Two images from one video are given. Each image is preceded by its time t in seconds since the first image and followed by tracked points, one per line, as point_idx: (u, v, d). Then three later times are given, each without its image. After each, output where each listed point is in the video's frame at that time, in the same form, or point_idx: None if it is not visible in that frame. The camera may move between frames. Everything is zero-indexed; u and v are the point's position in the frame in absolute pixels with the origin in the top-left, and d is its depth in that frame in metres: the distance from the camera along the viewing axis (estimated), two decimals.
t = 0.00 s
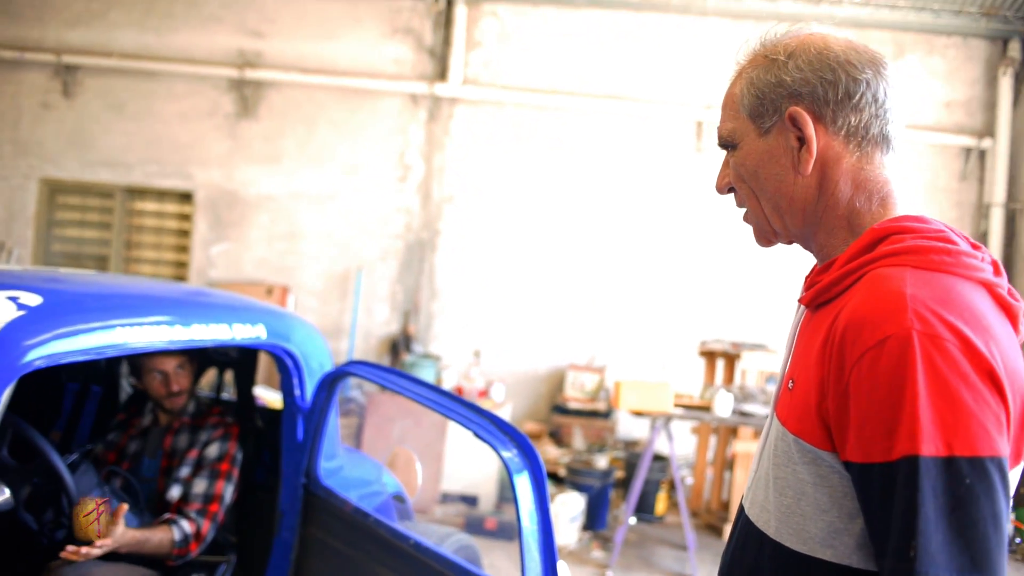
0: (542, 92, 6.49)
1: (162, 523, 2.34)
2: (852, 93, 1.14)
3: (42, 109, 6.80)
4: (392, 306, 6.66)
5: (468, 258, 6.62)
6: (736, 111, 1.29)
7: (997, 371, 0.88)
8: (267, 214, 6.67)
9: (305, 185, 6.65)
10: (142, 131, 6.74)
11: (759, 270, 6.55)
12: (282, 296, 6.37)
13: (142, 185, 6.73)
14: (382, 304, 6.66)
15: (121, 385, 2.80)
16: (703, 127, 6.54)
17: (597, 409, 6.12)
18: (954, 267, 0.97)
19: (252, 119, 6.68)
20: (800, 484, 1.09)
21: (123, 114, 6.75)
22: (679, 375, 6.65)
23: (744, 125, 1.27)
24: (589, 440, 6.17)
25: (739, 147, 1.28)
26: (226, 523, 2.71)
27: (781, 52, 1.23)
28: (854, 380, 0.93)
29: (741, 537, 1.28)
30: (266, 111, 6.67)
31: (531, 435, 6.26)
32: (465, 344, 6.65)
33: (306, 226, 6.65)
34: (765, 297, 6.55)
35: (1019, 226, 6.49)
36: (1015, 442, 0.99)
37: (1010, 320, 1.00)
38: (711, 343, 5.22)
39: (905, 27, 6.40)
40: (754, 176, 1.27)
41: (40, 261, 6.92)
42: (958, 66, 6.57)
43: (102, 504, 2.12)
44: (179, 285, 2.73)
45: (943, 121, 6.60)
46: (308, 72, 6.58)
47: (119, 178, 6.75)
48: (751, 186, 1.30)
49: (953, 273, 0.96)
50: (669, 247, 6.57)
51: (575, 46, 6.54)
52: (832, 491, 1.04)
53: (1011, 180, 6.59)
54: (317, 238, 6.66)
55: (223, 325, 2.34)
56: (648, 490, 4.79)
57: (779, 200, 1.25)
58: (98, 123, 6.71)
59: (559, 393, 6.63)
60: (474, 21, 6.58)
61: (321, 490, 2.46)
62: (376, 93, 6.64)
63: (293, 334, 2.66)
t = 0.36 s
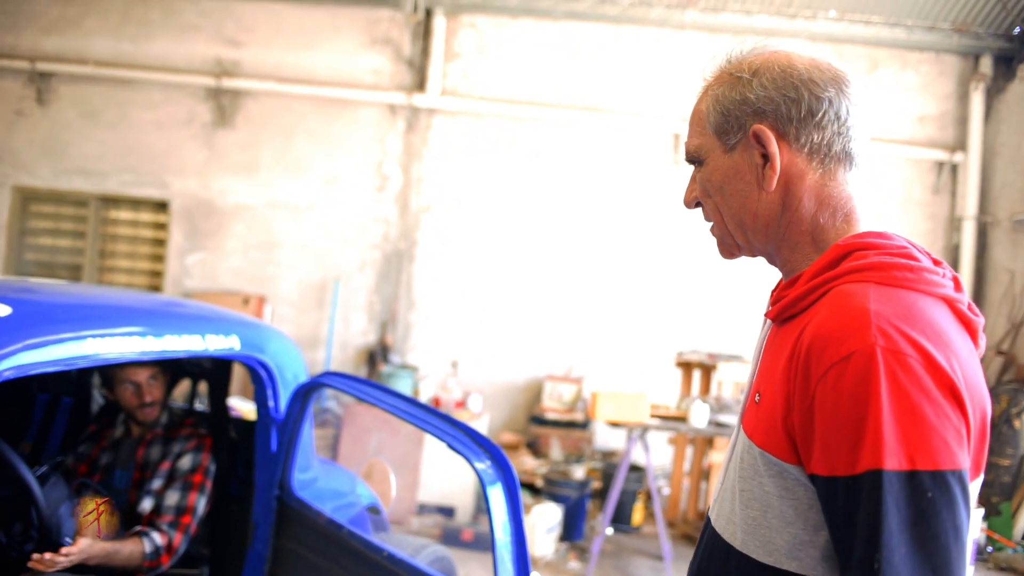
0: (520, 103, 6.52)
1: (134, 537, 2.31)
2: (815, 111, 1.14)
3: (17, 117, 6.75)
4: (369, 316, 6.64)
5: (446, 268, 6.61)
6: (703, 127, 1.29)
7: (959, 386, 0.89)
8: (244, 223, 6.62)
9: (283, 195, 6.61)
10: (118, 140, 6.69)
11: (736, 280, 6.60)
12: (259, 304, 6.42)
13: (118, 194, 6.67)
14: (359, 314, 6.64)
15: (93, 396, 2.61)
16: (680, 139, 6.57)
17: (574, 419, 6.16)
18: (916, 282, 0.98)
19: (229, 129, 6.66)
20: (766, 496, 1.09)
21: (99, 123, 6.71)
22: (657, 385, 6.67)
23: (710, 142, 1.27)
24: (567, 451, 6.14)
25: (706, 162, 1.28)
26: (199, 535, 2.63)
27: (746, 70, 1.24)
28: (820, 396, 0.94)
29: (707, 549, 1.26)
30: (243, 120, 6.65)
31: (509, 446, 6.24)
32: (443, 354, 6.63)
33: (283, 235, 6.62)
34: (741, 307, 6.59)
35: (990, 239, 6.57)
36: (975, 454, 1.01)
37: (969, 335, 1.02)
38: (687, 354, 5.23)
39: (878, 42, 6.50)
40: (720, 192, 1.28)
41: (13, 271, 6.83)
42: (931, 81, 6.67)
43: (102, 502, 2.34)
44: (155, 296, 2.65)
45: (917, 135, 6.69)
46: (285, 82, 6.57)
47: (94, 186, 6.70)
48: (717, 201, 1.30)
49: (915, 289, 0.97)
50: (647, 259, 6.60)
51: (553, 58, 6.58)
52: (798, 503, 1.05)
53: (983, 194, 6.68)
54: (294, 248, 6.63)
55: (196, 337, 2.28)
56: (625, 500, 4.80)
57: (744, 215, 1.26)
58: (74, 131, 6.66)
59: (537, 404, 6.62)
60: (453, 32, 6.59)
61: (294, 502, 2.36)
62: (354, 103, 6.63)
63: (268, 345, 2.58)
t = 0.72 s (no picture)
0: (488, 113, 6.54)
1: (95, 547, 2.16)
2: (772, 121, 1.20)
3: None
4: (336, 327, 6.62)
5: (414, 277, 6.60)
6: (664, 138, 1.35)
7: (913, 392, 0.95)
8: (210, 234, 6.62)
9: (250, 205, 6.60)
10: (83, 149, 6.65)
11: (706, 289, 6.63)
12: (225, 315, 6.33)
13: (83, 204, 6.65)
14: (326, 325, 6.62)
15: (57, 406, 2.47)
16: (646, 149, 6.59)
17: (541, 430, 6.07)
18: (873, 291, 1.05)
19: (196, 138, 6.64)
20: (728, 505, 1.17)
21: (65, 131, 6.68)
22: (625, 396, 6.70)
23: (671, 151, 1.33)
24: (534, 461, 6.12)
25: (667, 172, 1.33)
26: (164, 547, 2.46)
27: (706, 81, 1.29)
28: (780, 400, 1.00)
29: (666, 559, 1.35)
30: (210, 131, 6.63)
31: (476, 456, 6.21)
32: (409, 365, 6.62)
33: (250, 245, 6.61)
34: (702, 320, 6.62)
35: (955, 249, 6.61)
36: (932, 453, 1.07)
37: (924, 341, 1.08)
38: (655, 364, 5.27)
39: (843, 54, 6.57)
40: (683, 200, 1.33)
41: None
42: (897, 92, 6.73)
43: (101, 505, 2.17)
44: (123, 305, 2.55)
45: (883, 146, 6.76)
46: (252, 92, 6.55)
47: (59, 196, 6.66)
48: (679, 209, 1.35)
49: (871, 297, 1.04)
50: (612, 273, 6.61)
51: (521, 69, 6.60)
52: (757, 510, 1.13)
53: (947, 205, 6.72)
54: (261, 257, 6.61)
55: (161, 346, 2.22)
56: (592, 510, 4.82)
57: (706, 223, 1.31)
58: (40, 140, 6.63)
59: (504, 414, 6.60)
60: (421, 42, 6.59)
61: (260, 513, 2.29)
62: (323, 113, 6.63)
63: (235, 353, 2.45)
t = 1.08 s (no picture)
0: (509, 104, 6.52)
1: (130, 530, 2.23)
2: (809, 97, 1.15)
3: (9, 120, 6.80)
4: (360, 317, 6.63)
5: (439, 267, 6.61)
6: (698, 118, 1.31)
7: (961, 369, 0.91)
8: (234, 225, 6.63)
9: (273, 196, 6.62)
10: (109, 142, 6.71)
11: (730, 278, 6.59)
12: (251, 306, 6.37)
13: (110, 197, 6.71)
14: (351, 315, 6.63)
15: (91, 394, 2.53)
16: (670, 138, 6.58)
17: (566, 419, 6.19)
18: (915, 267, 1.00)
19: (219, 131, 6.67)
20: (767, 485, 1.11)
21: (90, 125, 6.73)
22: (649, 385, 6.68)
23: (704, 132, 1.29)
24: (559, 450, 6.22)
25: (700, 152, 1.29)
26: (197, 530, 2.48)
27: (740, 58, 1.25)
28: (821, 379, 0.95)
29: (705, 541, 1.29)
30: (233, 123, 6.66)
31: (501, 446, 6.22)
32: (434, 355, 6.63)
33: (273, 237, 6.64)
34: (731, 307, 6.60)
35: (985, 237, 6.56)
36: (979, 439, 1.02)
37: (969, 321, 1.03)
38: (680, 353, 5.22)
39: (869, 40, 6.49)
40: (717, 181, 1.29)
41: (6, 273, 6.87)
42: (923, 79, 6.65)
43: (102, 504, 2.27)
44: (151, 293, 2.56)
45: (909, 134, 6.67)
46: (274, 84, 6.58)
47: (85, 189, 6.72)
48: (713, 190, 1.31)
49: (914, 273, 0.99)
50: (640, 256, 6.60)
51: (542, 58, 6.58)
52: (799, 490, 1.07)
53: (977, 193, 6.67)
54: (285, 249, 6.63)
55: (192, 334, 2.24)
56: (618, 500, 4.80)
57: (740, 204, 1.27)
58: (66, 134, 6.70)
59: (528, 405, 6.61)
60: (442, 33, 6.60)
61: (292, 497, 2.33)
62: (344, 105, 6.65)
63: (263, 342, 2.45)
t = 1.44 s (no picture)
0: (556, 87, 6.49)
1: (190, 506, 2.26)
2: (881, 62, 1.10)
3: (65, 110, 6.93)
4: (408, 302, 6.71)
5: (486, 251, 6.65)
6: (764, 88, 1.26)
7: None
8: (285, 211, 6.71)
9: (322, 182, 6.69)
10: (162, 130, 6.84)
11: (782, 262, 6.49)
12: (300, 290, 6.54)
13: (163, 184, 6.83)
14: (398, 300, 6.71)
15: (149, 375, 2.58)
16: (720, 120, 6.48)
17: (615, 405, 6.13)
18: (1001, 233, 0.93)
19: (269, 118, 6.74)
20: (845, 461, 1.05)
21: (144, 114, 6.87)
22: (698, 370, 6.65)
23: (772, 102, 1.23)
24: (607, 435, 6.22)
25: (768, 123, 1.24)
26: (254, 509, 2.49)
27: (806, 26, 1.20)
28: (901, 351, 0.89)
29: (779, 516, 1.24)
30: (282, 109, 6.72)
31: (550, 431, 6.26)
32: (482, 339, 6.68)
33: (322, 225, 6.67)
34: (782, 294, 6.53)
35: None
36: None
37: None
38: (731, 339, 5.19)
39: (927, 17, 6.33)
40: (785, 153, 1.24)
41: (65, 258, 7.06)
42: (981, 58, 6.48)
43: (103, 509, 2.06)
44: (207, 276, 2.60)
45: (967, 113, 6.50)
46: (323, 70, 6.63)
47: (140, 177, 6.87)
48: (781, 162, 1.26)
49: (1000, 239, 0.92)
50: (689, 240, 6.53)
51: (591, 41, 6.54)
52: (880, 465, 1.01)
53: None
54: (334, 236, 6.67)
55: (250, 313, 2.28)
56: (668, 486, 4.80)
57: (809, 175, 1.21)
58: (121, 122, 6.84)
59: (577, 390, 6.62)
60: (489, 17, 6.59)
61: (347, 477, 2.36)
62: (391, 91, 6.67)
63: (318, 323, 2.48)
